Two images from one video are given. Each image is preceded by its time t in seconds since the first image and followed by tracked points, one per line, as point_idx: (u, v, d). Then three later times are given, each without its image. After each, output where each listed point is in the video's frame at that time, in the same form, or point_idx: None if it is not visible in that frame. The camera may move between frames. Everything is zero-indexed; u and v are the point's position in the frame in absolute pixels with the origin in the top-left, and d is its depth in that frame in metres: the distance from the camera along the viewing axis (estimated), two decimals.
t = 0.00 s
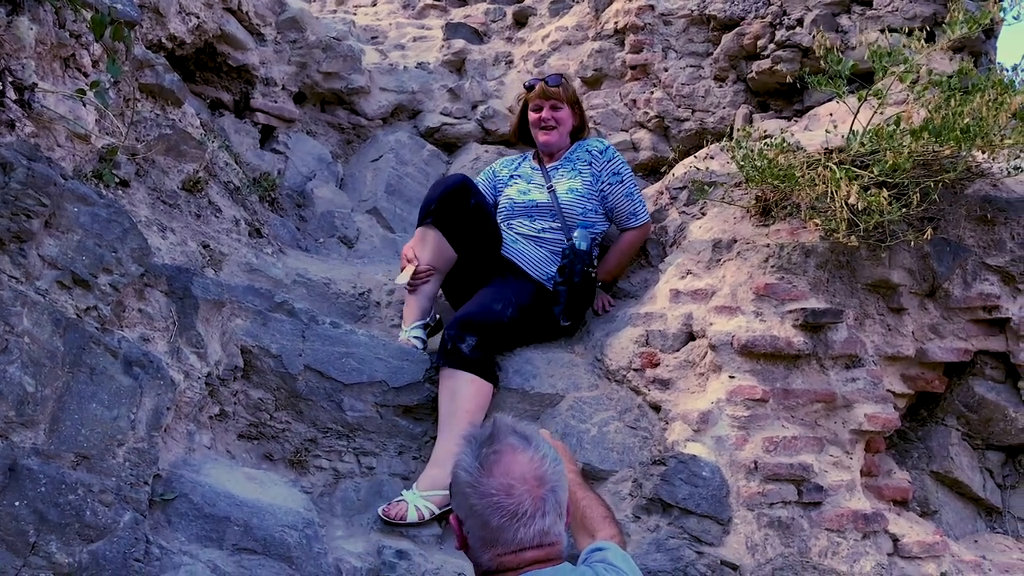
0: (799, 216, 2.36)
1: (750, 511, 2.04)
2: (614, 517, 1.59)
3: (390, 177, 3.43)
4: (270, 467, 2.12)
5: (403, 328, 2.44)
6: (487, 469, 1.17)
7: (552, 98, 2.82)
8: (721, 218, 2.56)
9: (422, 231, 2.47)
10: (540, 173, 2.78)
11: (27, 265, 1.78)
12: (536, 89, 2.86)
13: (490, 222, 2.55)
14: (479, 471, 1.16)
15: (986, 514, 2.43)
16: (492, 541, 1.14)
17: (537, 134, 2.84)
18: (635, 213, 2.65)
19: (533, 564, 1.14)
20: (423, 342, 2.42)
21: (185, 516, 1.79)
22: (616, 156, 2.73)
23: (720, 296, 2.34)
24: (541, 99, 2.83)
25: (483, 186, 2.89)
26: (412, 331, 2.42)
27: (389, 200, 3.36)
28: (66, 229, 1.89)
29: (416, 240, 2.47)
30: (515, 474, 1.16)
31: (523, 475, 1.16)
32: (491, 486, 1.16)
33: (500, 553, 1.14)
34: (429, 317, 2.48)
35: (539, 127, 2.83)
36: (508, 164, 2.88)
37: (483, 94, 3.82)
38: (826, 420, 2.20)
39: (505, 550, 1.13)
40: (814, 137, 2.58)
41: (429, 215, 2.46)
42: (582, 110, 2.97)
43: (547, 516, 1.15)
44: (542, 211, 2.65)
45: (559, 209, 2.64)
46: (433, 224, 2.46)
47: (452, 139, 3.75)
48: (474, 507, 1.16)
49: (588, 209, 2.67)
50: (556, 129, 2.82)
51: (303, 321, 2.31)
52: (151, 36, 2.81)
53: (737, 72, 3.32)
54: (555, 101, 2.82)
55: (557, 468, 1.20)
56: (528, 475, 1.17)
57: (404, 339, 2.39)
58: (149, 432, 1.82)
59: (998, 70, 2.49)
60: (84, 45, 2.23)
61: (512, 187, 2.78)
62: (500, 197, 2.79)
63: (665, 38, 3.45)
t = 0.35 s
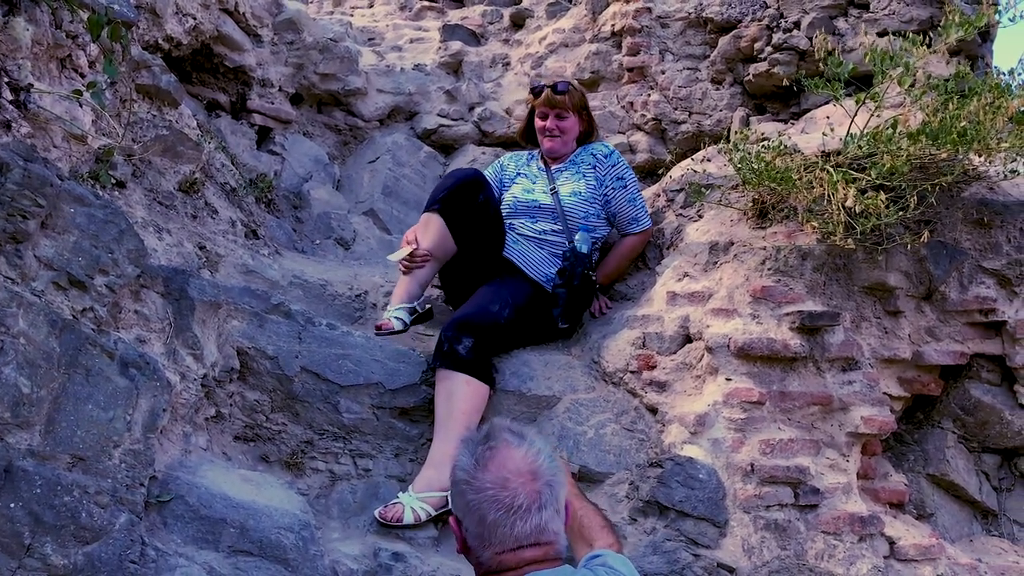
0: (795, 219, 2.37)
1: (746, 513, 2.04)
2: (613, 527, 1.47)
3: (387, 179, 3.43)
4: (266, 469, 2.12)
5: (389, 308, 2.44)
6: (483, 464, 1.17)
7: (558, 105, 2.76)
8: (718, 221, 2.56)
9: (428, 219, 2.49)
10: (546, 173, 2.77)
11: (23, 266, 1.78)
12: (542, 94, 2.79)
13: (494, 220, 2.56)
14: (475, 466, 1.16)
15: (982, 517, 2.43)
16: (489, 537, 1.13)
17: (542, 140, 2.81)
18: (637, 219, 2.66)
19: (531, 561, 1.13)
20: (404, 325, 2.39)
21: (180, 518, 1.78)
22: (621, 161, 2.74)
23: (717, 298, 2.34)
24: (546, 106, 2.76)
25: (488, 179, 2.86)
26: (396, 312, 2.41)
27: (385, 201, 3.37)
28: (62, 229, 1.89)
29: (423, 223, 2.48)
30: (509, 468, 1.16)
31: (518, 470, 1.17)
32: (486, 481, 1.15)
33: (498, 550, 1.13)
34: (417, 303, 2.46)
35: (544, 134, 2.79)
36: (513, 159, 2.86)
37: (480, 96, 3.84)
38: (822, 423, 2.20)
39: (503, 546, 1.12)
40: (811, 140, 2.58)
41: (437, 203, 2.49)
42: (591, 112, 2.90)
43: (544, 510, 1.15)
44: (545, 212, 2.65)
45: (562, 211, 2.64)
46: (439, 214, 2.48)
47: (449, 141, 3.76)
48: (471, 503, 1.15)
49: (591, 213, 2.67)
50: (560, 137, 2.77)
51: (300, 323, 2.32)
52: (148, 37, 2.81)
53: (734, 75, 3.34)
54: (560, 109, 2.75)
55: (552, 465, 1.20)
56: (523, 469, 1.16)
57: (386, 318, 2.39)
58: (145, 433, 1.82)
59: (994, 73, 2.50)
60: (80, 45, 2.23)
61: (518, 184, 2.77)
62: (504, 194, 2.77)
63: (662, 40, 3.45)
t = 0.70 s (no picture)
0: (794, 222, 2.37)
1: (745, 516, 2.04)
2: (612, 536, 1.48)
3: (386, 181, 3.44)
4: (265, 471, 2.12)
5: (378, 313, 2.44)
6: (483, 456, 1.18)
7: (551, 111, 2.72)
8: (717, 224, 2.56)
9: (416, 234, 2.48)
10: (538, 177, 2.76)
11: (23, 268, 1.78)
12: (534, 99, 2.75)
13: (483, 228, 2.55)
14: (475, 457, 1.18)
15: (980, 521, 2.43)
16: (490, 527, 1.13)
17: (534, 144, 2.78)
18: (632, 220, 2.65)
19: (532, 554, 1.12)
20: (388, 330, 2.38)
21: (179, 519, 1.78)
22: (614, 163, 2.74)
23: (716, 301, 2.35)
24: (538, 112, 2.73)
25: (479, 188, 2.88)
26: (384, 318, 2.41)
27: (384, 204, 3.37)
28: (62, 231, 1.89)
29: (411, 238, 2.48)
30: (509, 459, 1.18)
31: (517, 461, 1.18)
32: (486, 471, 1.16)
33: (498, 542, 1.13)
34: (407, 318, 2.45)
35: (536, 139, 2.76)
36: (505, 164, 2.87)
37: (479, 99, 3.85)
38: (821, 426, 2.21)
39: (504, 534, 1.12)
40: (810, 143, 2.58)
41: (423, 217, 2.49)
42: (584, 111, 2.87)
43: (544, 498, 1.15)
44: (538, 218, 2.65)
45: (555, 216, 2.64)
46: (427, 227, 2.48)
47: (448, 143, 3.76)
48: (472, 495, 1.16)
49: (584, 216, 2.67)
50: (553, 142, 2.75)
51: (299, 325, 2.32)
52: (147, 39, 2.81)
53: (733, 78, 3.34)
54: (553, 115, 2.72)
55: (552, 461, 1.21)
56: (522, 460, 1.18)
57: (372, 320, 2.39)
58: (144, 435, 1.82)
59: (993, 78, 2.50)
60: (80, 47, 2.23)
61: (509, 191, 2.77)
62: (497, 201, 2.78)
63: (661, 43, 3.46)
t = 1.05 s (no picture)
0: (797, 224, 2.38)
1: (747, 519, 2.04)
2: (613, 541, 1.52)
3: (389, 183, 3.44)
4: (268, 472, 2.12)
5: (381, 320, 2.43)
6: (486, 477, 1.16)
7: (543, 114, 2.74)
8: (720, 226, 2.56)
9: (414, 243, 2.49)
10: (534, 178, 2.76)
11: (27, 269, 1.78)
12: (526, 103, 2.77)
13: (481, 234, 2.56)
14: (478, 477, 1.16)
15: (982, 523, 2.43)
16: (492, 547, 1.14)
17: (529, 147, 2.80)
18: (630, 218, 2.66)
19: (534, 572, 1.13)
20: (389, 335, 2.37)
21: (182, 520, 1.79)
22: (611, 162, 2.74)
23: (719, 304, 2.35)
24: (531, 116, 2.75)
25: (476, 193, 2.84)
26: (386, 324, 2.40)
27: (387, 205, 3.37)
28: (66, 232, 1.90)
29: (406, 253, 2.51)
30: (512, 481, 1.15)
31: (521, 482, 1.15)
32: (488, 493, 1.15)
33: (500, 559, 1.14)
34: (413, 331, 2.44)
35: (531, 142, 2.78)
36: (500, 169, 2.86)
37: (482, 100, 3.85)
38: (824, 428, 2.21)
39: (506, 556, 1.13)
40: (813, 146, 2.58)
41: (421, 225, 2.48)
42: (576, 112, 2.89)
43: (547, 523, 1.14)
44: (537, 218, 2.64)
45: (554, 216, 2.63)
46: (425, 234, 2.48)
47: (451, 145, 3.77)
48: (474, 514, 1.16)
49: (583, 215, 2.66)
50: (548, 144, 2.77)
51: (302, 326, 2.32)
52: (151, 40, 2.82)
53: (736, 80, 3.33)
54: (546, 118, 2.74)
55: (557, 476, 1.19)
56: (526, 483, 1.15)
57: (374, 325, 2.39)
58: (147, 436, 1.82)
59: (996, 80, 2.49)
60: (85, 48, 2.24)
61: (506, 194, 2.76)
62: (494, 205, 2.77)
63: (665, 45, 3.46)
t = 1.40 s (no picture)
0: (799, 224, 2.38)
1: (749, 519, 2.04)
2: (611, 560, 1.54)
3: (390, 183, 3.44)
4: (268, 472, 2.12)
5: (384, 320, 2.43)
6: (477, 485, 1.16)
7: (554, 110, 2.72)
8: (721, 226, 2.56)
9: (427, 239, 2.47)
10: (543, 177, 2.74)
11: (27, 268, 1.78)
12: (537, 100, 2.76)
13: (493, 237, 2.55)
14: (469, 485, 1.16)
15: (983, 524, 2.43)
16: (484, 554, 1.14)
17: (539, 145, 2.78)
18: (637, 221, 2.66)
19: None
20: (390, 335, 2.37)
21: (183, 520, 1.79)
22: (620, 164, 2.73)
23: (720, 303, 2.34)
24: (541, 112, 2.73)
25: (486, 191, 2.85)
26: (387, 324, 2.39)
27: (389, 205, 3.37)
28: (66, 231, 1.90)
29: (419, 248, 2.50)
30: (503, 490, 1.15)
31: (512, 491, 1.15)
32: (479, 502, 1.15)
33: (492, 567, 1.14)
34: (415, 330, 2.43)
35: (541, 139, 2.76)
36: (510, 167, 2.85)
37: (483, 100, 3.84)
38: (825, 428, 2.20)
39: (497, 564, 1.13)
40: (815, 145, 2.58)
41: (438, 222, 2.47)
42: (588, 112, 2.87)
43: (539, 532, 1.14)
44: (544, 218, 2.63)
45: (562, 216, 2.61)
46: (439, 231, 2.46)
47: (452, 144, 3.76)
48: (466, 522, 1.16)
49: (590, 216, 2.64)
50: (558, 141, 2.75)
51: (303, 325, 2.32)
52: (152, 40, 2.82)
53: (737, 79, 3.33)
54: (556, 114, 2.72)
55: (551, 483, 1.18)
56: (517, 491, 1.15)
57: (376, 325, 2.38)
58: (148, 436, 1.81)
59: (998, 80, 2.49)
60: (86, 47, 2.24)
61: (514, 192, 2.75)
62: (503, 203, 2.76)
63: (666, 45, 3.46)
